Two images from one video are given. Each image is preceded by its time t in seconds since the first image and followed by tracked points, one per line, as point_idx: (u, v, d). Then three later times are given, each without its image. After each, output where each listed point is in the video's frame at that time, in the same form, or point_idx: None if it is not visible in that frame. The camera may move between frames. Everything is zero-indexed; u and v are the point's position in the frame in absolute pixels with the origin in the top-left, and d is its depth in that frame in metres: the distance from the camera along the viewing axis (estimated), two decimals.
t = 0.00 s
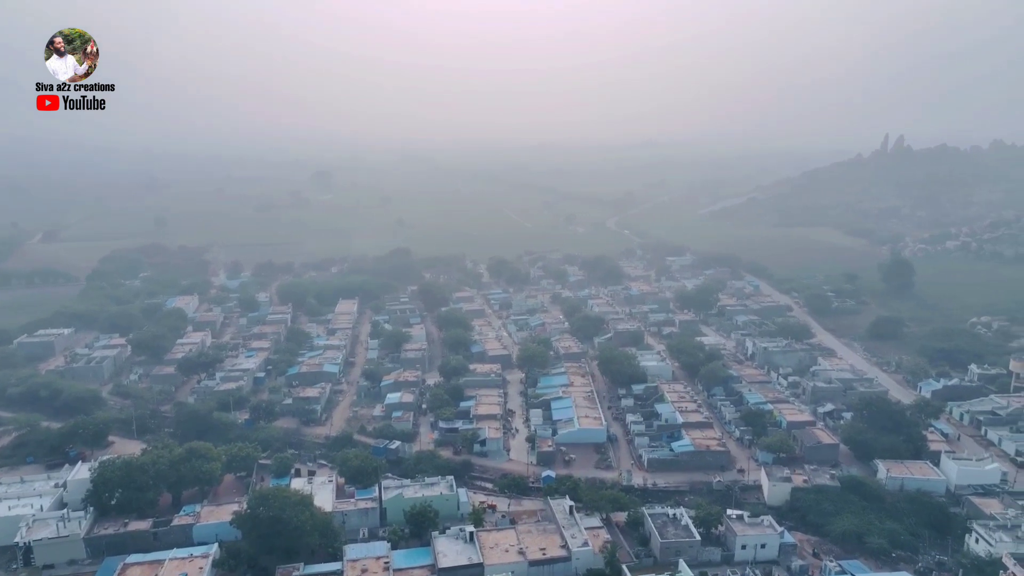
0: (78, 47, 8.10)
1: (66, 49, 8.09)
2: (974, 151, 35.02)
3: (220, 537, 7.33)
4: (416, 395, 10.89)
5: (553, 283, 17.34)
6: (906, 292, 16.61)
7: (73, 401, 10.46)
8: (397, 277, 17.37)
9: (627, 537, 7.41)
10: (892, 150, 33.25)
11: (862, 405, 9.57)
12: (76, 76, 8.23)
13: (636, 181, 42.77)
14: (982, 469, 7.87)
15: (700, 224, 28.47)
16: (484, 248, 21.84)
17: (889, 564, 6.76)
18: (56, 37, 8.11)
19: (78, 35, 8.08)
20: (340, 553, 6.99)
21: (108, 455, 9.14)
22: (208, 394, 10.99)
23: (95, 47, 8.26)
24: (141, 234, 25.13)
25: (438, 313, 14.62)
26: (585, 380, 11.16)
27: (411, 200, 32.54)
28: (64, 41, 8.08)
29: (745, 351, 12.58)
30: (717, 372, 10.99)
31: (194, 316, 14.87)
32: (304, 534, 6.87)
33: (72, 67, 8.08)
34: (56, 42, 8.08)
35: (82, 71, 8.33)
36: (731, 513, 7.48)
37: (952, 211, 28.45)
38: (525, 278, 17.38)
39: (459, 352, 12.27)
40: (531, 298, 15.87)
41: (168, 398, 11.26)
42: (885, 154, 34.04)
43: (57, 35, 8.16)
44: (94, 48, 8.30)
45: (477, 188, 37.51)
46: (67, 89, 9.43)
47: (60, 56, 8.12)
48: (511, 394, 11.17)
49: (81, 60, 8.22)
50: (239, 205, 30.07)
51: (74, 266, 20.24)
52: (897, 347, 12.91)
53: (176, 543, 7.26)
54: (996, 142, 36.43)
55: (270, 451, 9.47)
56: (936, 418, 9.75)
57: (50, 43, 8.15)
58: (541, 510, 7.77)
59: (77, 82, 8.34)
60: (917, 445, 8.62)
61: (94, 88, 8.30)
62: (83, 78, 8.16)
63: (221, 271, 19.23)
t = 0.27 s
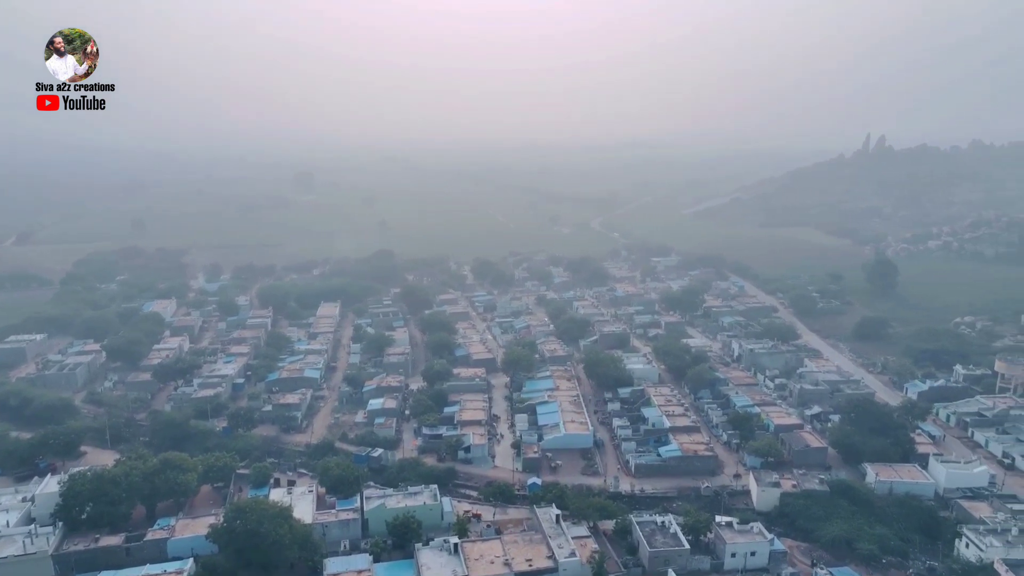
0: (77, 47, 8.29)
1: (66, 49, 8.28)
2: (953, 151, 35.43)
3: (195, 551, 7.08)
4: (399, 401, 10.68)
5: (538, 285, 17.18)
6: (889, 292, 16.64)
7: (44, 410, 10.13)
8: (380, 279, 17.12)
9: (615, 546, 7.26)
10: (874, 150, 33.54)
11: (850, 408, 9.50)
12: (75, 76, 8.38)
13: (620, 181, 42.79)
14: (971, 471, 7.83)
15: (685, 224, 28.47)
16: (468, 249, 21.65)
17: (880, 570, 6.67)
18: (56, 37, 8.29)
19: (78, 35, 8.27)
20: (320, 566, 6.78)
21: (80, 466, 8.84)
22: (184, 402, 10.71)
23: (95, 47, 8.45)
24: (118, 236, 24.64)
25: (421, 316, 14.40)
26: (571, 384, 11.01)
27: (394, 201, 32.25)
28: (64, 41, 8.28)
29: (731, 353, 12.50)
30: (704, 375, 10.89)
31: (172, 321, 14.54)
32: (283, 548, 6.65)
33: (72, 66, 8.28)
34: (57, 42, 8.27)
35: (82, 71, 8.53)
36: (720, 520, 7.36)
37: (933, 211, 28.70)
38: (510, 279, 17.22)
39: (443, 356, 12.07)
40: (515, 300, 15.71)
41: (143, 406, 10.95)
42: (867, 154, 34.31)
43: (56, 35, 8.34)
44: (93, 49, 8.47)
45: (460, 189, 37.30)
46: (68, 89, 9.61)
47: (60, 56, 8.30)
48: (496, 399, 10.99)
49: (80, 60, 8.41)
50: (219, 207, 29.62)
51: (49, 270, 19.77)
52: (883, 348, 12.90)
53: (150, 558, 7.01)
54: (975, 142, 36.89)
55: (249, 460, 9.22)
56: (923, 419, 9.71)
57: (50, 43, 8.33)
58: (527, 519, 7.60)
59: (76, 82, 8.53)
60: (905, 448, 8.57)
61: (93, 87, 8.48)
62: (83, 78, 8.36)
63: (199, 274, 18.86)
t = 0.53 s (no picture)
0: (78, 47, 8.13)
1: (66, 49, 8.11)
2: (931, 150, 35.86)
3: (168, 567, 6.83)
4: (380, 407, 10.47)
5: (521, 286, 17.02)
6: (871, 291, 16.68)
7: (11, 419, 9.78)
8: (361, 281, 16.86)
9: (601, 555, 7.13)
10: (854, 149, 33.82)
11: (835, 409, 9.45)
12: (76, 76, 8.20)
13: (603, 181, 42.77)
14: (957, 473, 7.80)
15: (667, 224, 28.45)
16: (451, 251, 21.42)
17: None
18: (56, 37, 8.12)
19: (78, 36, 8.09)
20: None
21: (49, 479, 8.53)
22: (159, 410, 10.41)
23: (95, 47, 8.28)
24: (92, 238, 24.08)
25: (403, 319, 14.19)
26: (555, 387, 10.87)
27: (376, 202, 31.92)
28: (63, 41, 8.10)
29: (716, 355, 12.43)
30: (690, 377, 10.80)
31: (147, 325, 14.18)
32: (259, 562, 6.43)
33: (72, 67, 8.11)
34: (56, 42, 8.10)
35: (82, 71, 8.36)
36: (707, 527, 7.25)
37: (912, 210, 28.99)
38: (492, 281, 17.04)
39: (425, 360, 11.87)
40: (498, 302, 15.53)
41: (116, 414, 10.63)
42: (847, 153, 34.59)
43: (56, 35, 8.17)
44: (95, 50, 8.30)
45: (443, 189, 37.03)
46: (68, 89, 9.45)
47: (60, 56, 8.14)
48: (479, 403, 10.82)
49: (80, 60, 8.24)
50: (197, 208, 29.08)
51: (19, 273, 19.24)
52: (866, 348, 12.91)
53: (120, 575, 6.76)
54: (952, 142, 37.37)
55: (226, 470, 8.97)
56: (908, 420, 9.70)
57: (49, 43, 8.16)
58: (512, 528, 7.45)
59: (76, 82, 8.37)
60: (891, 450, 8.52)
61: (93, 88, 8.31)
62: (84, 79, 8.19)
63: (176, 277, 18.46)
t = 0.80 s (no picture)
0: (77, 47, 8.38)
1: (66, 49, 8.36)
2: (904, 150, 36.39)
3: None
4: (356, 414, 10.24)
5: (501, 288, 16.85)
6: (849, 290, 16.76)
7: None
8: (337, 284, 16.57)
9: (583, 564, 6.98)
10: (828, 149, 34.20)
11: (817, 411, 9.41)
12: (76, 75, 8.47)
13: (581, 181, 42.77)
14: (939, 475, 7.78)
15: (646, 224, 28.47)
16: (429, 252, 21.19)
17: None
18: (56, 37, 8.37)
19: (78, 36, 8.34)
20: None
21: (9, 494, 8.18)
22: (127, 419, 10.07)
23: (95, 47, 8.55)
24: (60, 241, 23.47)
25: (380, 323, 13.94)
26: (535, 392, 10.71)
27: (353, 203, 31.55)
28: (64, 41, 8.35)
29: (697, 356, 12.37)
30: (671, 379, 10.71)
31: (115, 331, 13.79)
32: None
33: (72, 66, 8.37)
34: (56, 42, 8.35)
35: (82, 71, 8.62)
36: (691, 533, 7.14)
37: (887, 209, 29.34)
38: (471, 283, 16.85)
39: (403, 365, 11.64)
40: (477, 304, 15.34)
41: (81, 425, 10.27)
42: (823, 153, 34.95)
43: (56, 35, 8.42)
44: (94, 49, 8.56)
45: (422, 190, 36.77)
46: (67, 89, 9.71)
47: (60, 56, 8.40)
48: (458, 409, 10.62)
49: (80, 60, 8.51)
50: (169, 210, 28.50)
51: None
52: (845, 348, 12.93)
53: None
54: (924, 142, 37.96)
55: (196, 481, 8.68)
56: (889, 421, 9.70)
57: (49, 43, 8.41)
58: (492, 538, 7.27)
59: (76, 81, 8.63)
60: (873, 452, 8.49)
61: (94, 87, 8.59)
62: (83, 78, 8.45)
63: (147, 281, 18.02)
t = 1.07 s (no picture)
0: (78, 47, 8.15)
1: (66, 49, 8.13)
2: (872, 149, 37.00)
3: None
4: (328, 422, 9.97)
5: (474, 290, 16.65)
6: (821, 289, 16.88)
7: None
8: (308, 288, 16.22)
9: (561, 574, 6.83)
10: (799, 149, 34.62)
11: (792, 412, 9.39)
12: (75, 76, 8.22)
13: (555, 181, 42.71)
14: (914, 475, 7.80)
15: (620, 224, 28.48)
16: (402, 254, 20.90)
17: None
18: (56, 37, 8.13)
19: (78, 36, 8.11)
20: None
21: None
22: (87, 432, 9.67)
23: (95, 47, 8.32)
24: (19, 245, 22.67)
25: (351, 327, 13.66)
26: (510, 396, 10.54)
27: (324, 204, 31.06)
28: (63, 41, 8.12)
29: (672, 358, 12.31)
30: (647, 381, 10.63)
31: (76, 339, 13.29)
32: None
33: (73, 67, 8.14)
34: (56, 42, 8.11)
35: (82, 71, 8.39)
36: (670, 540, 7.04)
37: (856, 208, 29.75)
38: (445, 285, 16.62)
39: (375, 371, 11.39)
40: (451, 307, 15.13)
41: (38, 439, 9.83)
42: (793, 153, 35.36)
43: (56, 34, 8.18)
44: (94, 49, 8.32)
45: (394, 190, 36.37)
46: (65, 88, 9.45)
47: (60, 56, 8.17)
48: (432, 415, 10.41)
49: (80, 60, 8.27)
50: (135, 212, 27.73)
51: None
52: (819, 348, 12.99)
53: None
54: (891, 142, 38.65)
55: (159, 496, 8.35)
56: (864, 420, 9.73)
57: (49, 43, 8.17)
58: (467, 549, 7.09)
59: (76, 82, 8.39)
60: (849, 453, 8.48)
61: (95, 88, 8.34)
62: (84, 79, 8.22)
63: (109, 286, 17.45)
